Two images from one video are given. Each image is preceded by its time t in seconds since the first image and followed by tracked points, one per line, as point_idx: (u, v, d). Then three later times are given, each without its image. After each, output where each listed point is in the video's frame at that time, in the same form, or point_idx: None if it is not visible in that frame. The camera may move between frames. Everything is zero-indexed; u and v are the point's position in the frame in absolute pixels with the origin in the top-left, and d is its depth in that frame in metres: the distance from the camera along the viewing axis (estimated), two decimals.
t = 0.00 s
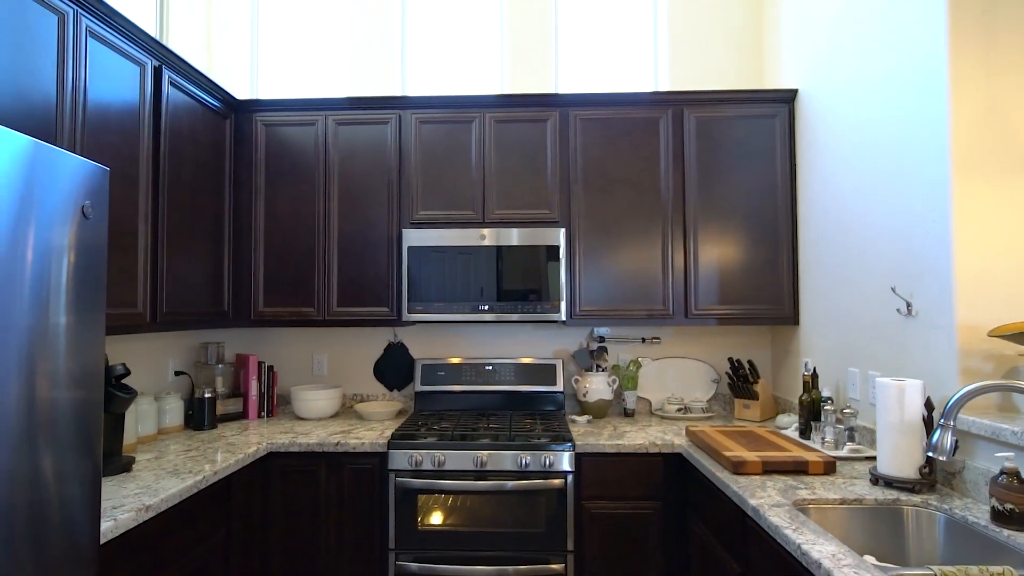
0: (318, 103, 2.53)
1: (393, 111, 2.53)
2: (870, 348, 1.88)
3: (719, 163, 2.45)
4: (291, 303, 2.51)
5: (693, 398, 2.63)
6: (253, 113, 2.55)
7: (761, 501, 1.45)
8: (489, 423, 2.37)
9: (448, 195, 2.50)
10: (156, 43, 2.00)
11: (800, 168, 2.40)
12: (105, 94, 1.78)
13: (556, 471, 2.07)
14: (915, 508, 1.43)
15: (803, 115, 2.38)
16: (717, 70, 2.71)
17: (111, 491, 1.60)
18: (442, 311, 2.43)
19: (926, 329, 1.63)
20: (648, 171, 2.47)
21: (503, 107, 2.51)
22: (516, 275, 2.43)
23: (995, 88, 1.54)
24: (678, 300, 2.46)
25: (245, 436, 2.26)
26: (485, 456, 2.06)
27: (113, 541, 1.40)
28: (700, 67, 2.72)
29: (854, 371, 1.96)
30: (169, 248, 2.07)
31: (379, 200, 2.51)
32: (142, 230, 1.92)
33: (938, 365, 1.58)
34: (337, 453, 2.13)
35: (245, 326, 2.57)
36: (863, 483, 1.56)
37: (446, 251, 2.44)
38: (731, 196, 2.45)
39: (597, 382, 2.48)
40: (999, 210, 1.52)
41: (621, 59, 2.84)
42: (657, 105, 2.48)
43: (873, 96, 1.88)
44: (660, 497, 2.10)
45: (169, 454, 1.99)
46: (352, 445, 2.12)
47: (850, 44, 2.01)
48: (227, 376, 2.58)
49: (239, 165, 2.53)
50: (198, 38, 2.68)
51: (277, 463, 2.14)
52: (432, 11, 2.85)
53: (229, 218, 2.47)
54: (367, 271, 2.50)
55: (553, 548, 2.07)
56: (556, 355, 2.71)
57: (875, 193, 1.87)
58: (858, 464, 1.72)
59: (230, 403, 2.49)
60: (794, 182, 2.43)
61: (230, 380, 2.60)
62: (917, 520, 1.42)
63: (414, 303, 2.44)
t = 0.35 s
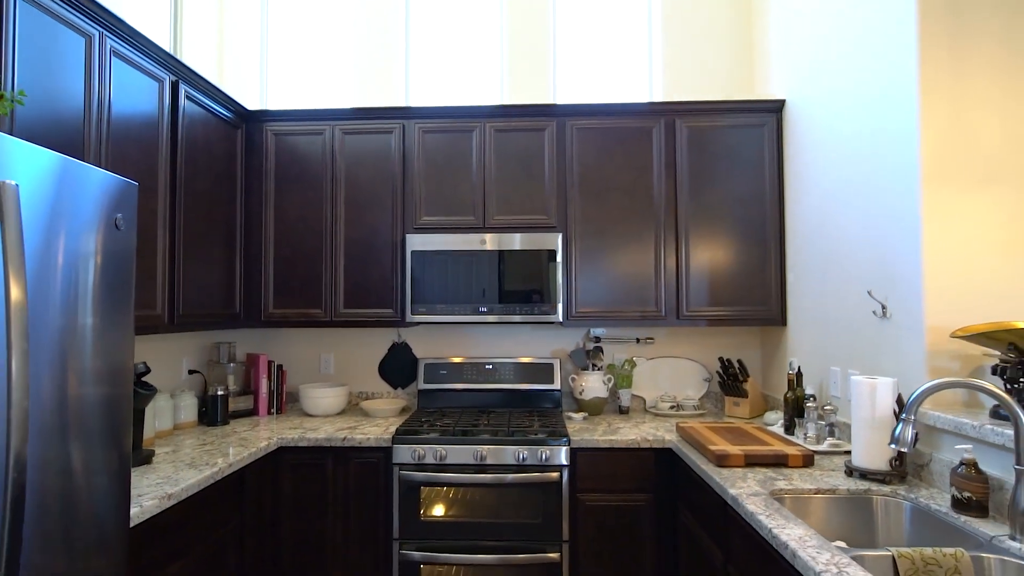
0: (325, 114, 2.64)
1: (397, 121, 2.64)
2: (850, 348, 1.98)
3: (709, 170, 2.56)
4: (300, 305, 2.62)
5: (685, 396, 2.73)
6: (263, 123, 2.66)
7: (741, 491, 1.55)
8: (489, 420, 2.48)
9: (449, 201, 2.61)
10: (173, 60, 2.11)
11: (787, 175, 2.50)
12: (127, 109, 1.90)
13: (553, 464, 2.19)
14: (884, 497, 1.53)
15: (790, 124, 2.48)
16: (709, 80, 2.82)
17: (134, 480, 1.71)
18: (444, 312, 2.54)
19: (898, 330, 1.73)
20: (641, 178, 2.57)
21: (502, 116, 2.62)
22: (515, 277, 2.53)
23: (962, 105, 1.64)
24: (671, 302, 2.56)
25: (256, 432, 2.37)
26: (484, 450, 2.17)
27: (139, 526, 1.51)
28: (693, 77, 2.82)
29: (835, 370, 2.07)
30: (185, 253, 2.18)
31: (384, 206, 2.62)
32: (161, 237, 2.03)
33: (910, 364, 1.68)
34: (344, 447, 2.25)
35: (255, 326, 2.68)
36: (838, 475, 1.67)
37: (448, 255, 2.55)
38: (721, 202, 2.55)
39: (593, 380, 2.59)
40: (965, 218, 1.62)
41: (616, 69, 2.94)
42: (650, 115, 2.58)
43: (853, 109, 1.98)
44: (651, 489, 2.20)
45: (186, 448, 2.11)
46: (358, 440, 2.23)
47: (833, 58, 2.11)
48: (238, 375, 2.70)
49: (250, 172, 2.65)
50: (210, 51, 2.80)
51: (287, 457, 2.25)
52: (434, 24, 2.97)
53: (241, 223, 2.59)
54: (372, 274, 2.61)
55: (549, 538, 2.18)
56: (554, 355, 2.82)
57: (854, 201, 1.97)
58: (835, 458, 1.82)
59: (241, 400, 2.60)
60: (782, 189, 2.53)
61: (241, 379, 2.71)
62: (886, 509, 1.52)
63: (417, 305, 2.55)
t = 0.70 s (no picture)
0: (330, 123, 2.76)
1: (399, 130, 2.75)
2: (827, 347, 2.09)
3: (698, 177, 2.67)
4: (306, 306, 2.74)
5: (675, 393, 2.84)
6: (271, 132, 2.78)
7: (718, 480, 1.67)
8: (487, 415, 2.59)
9: (449, 206, 2.72)
10: (187, 74, 2.23)
11: (772, 182, 2.61)
12: (145, 122, 2.02)
13: (546, 458, 2.30)
14: (852, 486, 1.64)
15: (775, 133, 2.58)
16: (699, 90, 2.93)
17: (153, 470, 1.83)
18: (443, 313, 2.65)
19: (869, 330, 1.84)
20: (633, 184, 2.69)
21: (499, 125, 2.73)
22: (512, 279, 2.65)
23: (929, 118, 1.74)
24: (660, 303, 2.67)
25: (264, 427, 2.49)
26: (481, 444, 2.28)
27: (158, 511, 1.63)
28: (683, 87, 2.93)
29: (814, 368, 2.17)
30: (198, 257, 2.30)
31: (386, 211, 2.74)
32: (175, 242, 2.15)
33: (879, 362, 1.79)
34: (348, 441, 2.36)
35: (263, 326, 2.80)
36: (812, 465, 1.78)
37: (447, 258, 2.67)
38: (710, 208, 2.66)
39: (586, 378, 2.70)
40: (932, 225, 1.73)
41: (610, 79, 3.05)
42: (641, 124, 2.69)
43: (831, 120, 2.09)
44: (640, 481, 2.31)
45: (199, 441, 2.23)
46: (362, 434, 2.35)
47: (814, 71, 2.22)
48: (247, 372, 2.82)
49: (258, 179, 2.77)
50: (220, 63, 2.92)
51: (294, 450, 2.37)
52: (435, 36, 3.09)
53: (249, 228, 2.71)
54: (375, 276, 2.73)
55: (542, 527, 2.29)
56: (549, 353, 2.94)
57: (832, 207, 2.08)
58: (811, 450, 1.93)
59: (249, 397, 2.72)
60: (768, 195, 2.64)
61: (249, 376, 2.83)
62: (853, 497, 1.63)
63: (418, 306, 2.66)
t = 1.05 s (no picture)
0: (333, 131, 2.88)
1: (399, 138, 2.87)
2: (804, 345, 2.20)
3: (686, 182, 2.78)
4: (310, 306, 2.86)
5: (664, 390, 2.96)
6: (276, 140, 2.90)
7: (696, 469, 1.78)
8: (482, 411, 2.70)
9: (447, 211, 2.84)
10: (196, 86, 2.34)
11: (756, 187, 2.72)
12: (159, 133, 2.13)
13: (538, 450, 2.41)
14: (821, 475, 1.75)
15: (758, 140, 2.70)
16: (688, 99, 3.04)
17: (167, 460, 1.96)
18: (441, 312, 2.77)
19: (840, 328, 1.96)
20: (623, 189, 2.80)
21: (495, 133, 2.85)
22: (507, 281, 2.76)
23: (895, 129, 1.85)
24: (649, 303, 2.78)
25: (270, 421, 2.61)
26: (476, 437, 2.40)
27: (173, 497, 1.75)
28: (672, 96, 3.05)
29: (792, 365, 2.28)
30: (207, 259, 2.42)
31: (386, 215, 2.85)
32: (186, 245, 2.27)
33: (849, 359, 1.91)
34: (350, 435, 2.48)
35: (268, 325, 2.91)
36: (785, 456, 1.89)
37: (445, 260, 2.79)
38: (697, 212, 2.77)
39: (578, 375, 2.81)
40: (897, 229, 1.84)
41: (603, 88, 3.17)
42: (631, 131, 2.81)
43: (808, 130, 2.20)
44: (628, 473, 2.43)
45: (208, 435, 2.35)
46: (363, 428, 2.47)
47: (793, 83, 2.33)
48: (252, 370, 2.93)
49: (264, 185, 2.89)
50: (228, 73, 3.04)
51: (299, 443, 2.49)
52: (434, 48, 3.22)
53: (255, 231, 2.83)
54: (375, 277, 2.84)
55: (534, 516, 2.41)
56: (543, 352, 3.05)
57: (808, 213, 2.19)
58: (787, 443, 2.04)
59: (255, 393, 2.84)
60: (752, 199, 2.75)
61: (255, 374, 2.94)
62: (822, 485, 1.74)
63: (416, 306, 2.78)
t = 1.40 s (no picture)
0: (336, 138, 2.99)
1: (400, 145, 2.98)
2: (785, 343, 2.31)
3: (675, 188, 2.89)
4: (314, 306, 2.97)
5: (655, 387, 3.07)
6: (282, 147, 3.01)
7: (679, 461, 1.90)
8: (480, 407, 2.81)
9: (445, 215, 2.95)
10: (206, 96, 2.46)
11: (742, 191, 2.83)
12: (172, 142, 2.25)
13: (532, 444, 2.52)
14: (796, 466, 1.86)
15: (744, 147, 2.81)
16: (678, 107, 3.15)
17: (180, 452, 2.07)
18: (440, 312, 2.88)
19: (817, 328, 2.07)
20: (615, 194, 2.91)
21: (492, 140, 2.96)
22: (503, 282, 2.87)
23: (867, 139, 1.96)
24: (639, 303, 2.89)
25: (276, 417, 2.73)
26: (473, 432, 2.51)
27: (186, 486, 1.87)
28: (664, 104, 3.16)
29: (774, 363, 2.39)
30: (217, 262, 2.53)
31: (387, 219, 2.97)
32: (197, 248, 2.38)
33: (824, 356, 2.02)
34: (352, 430, 2.60)
35: (274, 325, 3.03)
36: (764, 449, 2.00)
37: (444, 262, 2.90)
38: (686, 216, 2.88)
39: (572, 373, 2.92)
40: (870, 233, 1.95)
41: (597, 96, 3.28)
42: (623, 139, 2.92)
43: (790, 138, 2.31)
44: (618, 466, 2.54)
45: (218, 429, 2.46)
46: (365, 423, 2.58)
47: (776, 93, 2.44)
48: (259, 368, 3.05)
49: (270, 190, 3.00)
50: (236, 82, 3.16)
51: (304, 438, 2.61)
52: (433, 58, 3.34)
53: (262, 235, 2.94)
54: (377, 279, 2.96)
55: (528, 507, 2.52)
56: (538, 350, 3.17)
57: (789, 218, 2.30)
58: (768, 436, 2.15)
59: (261, 390, 2.95)
60: (739, 203, 2.85)
61: (261, 372, 3.06)
62: (797, 475, 1.85)
63: (416, 306, 2.89)
